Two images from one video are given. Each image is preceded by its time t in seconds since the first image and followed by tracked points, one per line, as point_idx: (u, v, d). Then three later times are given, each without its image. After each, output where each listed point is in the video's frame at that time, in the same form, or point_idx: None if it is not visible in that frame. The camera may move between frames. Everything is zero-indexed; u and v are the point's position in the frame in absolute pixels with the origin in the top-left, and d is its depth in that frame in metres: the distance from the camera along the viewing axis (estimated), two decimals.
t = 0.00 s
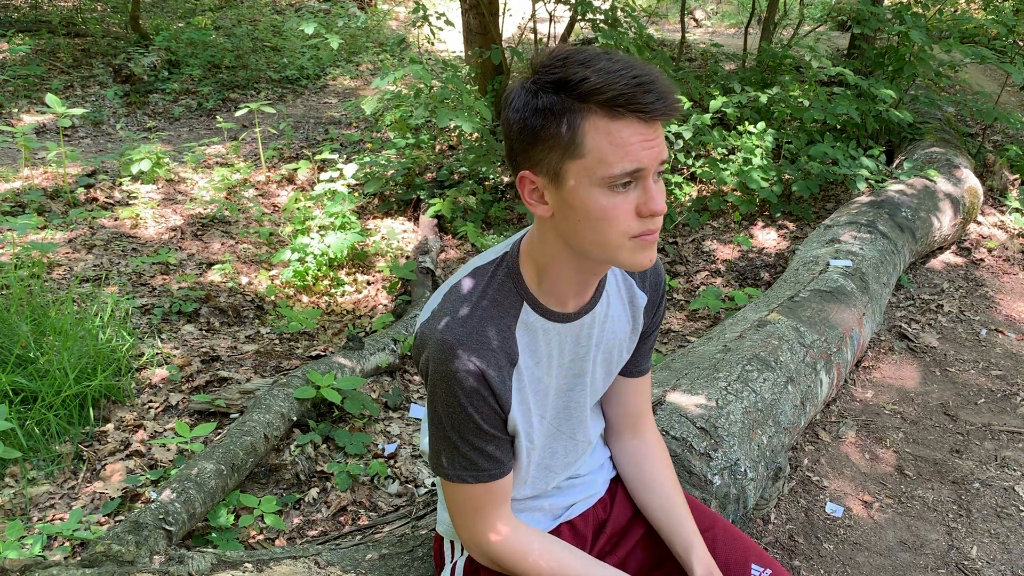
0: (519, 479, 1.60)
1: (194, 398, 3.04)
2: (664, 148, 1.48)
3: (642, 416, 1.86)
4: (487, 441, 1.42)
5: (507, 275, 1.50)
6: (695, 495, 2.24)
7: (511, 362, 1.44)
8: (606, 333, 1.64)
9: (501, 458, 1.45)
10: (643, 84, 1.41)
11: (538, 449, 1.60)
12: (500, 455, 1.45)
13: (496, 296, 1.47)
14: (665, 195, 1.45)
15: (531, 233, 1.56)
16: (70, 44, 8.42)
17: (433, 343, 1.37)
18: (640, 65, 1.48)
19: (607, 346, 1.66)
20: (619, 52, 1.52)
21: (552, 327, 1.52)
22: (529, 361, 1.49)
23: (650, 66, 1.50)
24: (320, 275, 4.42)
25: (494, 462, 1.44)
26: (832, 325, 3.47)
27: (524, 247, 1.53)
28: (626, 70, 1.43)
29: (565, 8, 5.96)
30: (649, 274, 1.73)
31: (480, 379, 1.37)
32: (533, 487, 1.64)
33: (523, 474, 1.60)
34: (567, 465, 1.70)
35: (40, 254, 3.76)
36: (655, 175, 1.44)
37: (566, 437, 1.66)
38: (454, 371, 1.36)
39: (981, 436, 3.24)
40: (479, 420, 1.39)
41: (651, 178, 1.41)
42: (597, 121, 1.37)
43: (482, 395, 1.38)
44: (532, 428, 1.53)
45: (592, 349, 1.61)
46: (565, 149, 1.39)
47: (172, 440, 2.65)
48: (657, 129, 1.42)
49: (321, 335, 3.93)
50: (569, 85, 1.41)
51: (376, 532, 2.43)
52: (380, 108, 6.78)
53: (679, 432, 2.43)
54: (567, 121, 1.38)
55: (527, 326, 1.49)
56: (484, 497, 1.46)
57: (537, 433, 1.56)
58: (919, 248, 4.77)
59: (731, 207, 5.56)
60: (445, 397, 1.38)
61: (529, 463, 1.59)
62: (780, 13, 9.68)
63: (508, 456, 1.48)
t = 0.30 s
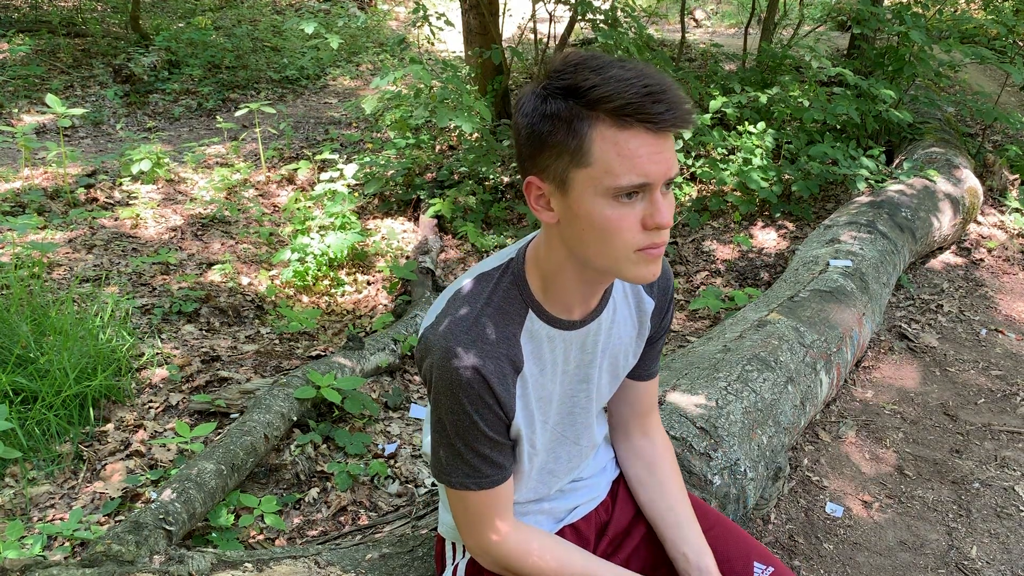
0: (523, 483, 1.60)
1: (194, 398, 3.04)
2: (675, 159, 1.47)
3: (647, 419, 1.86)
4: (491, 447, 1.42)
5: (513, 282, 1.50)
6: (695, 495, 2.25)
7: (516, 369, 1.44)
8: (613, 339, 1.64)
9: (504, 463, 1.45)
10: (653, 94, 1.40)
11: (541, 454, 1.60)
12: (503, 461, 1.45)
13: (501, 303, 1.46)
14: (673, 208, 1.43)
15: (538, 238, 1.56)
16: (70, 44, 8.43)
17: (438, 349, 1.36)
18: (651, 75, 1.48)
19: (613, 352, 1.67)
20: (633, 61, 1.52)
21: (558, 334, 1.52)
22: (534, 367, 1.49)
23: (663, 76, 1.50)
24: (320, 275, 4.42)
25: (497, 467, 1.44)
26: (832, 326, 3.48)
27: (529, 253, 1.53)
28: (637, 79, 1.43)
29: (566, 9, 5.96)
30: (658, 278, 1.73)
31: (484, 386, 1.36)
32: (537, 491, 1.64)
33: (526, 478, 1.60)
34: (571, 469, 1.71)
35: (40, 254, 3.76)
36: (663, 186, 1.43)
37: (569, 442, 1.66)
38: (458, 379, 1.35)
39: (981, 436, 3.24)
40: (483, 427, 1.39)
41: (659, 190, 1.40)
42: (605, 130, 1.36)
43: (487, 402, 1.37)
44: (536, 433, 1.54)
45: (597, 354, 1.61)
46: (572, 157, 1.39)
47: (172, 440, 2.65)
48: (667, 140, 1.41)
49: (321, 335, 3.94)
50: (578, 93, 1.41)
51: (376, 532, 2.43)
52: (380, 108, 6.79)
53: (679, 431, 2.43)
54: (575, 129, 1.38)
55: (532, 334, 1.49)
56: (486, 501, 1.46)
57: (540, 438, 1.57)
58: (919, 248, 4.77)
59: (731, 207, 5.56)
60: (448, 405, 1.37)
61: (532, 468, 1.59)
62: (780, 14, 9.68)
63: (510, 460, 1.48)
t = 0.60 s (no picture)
0: (529, 484, 1.60)
1: (194, 398, 3.04)
2: (680, 168, 1.45)
3: (644, 418, 1.88)
4: (498, 446, 1.42)
5: (520, 283, 1.51)
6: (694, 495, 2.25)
7: (522, 369, 1.44)
8: (616, 342, 1.65)
9: (511, 462, 1.45)
10: (657, 101, 1.39)
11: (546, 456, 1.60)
12: (510, 459, 1.45)
13: (507, 304, 1.46)
14: (675, 217, 1.41)
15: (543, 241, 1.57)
16: (70, 44, 8.43)
17: (443, 348, 1.37)
18: (657, 84, 1.47)
19: (616, 355, 1.67)
20: (640, 68, 1.52)
21: (564, 336, 1.52)
22: (539, 369, 1.49)
23: (670, 84, 1.49)
24: (320, 275, 4.42)
25: (504, 466, 1.44)
26: (832, 325, 3.48)
27: (535, 255, 1.54)
28: (641, 86, 1.42)
29: (565, 9, 5.96)
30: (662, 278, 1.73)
31: (492, 385, 1.36)
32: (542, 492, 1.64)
33: (533, 481, 1.60)
34: (575, 470, 1.71)
35: (40, 255, 3.76)
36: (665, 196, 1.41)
37: (575, 443, 1.67)
38: (465, 378, 1.35)
39: (981, 436, 3.24)
40: (491, 427, 1.39)
41: (660, 198, 1.38)
42: (606, 137, 1.36)
43: (494, 401, 1.38)
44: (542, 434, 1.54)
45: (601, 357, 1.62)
46: (574, 162, 1.39)
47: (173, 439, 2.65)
48: (671, 149, 1.39)
49: (321, 335, 3.94)
50: (581, 98, 1.41)
51: (376, 531, 2.43)
52: (380, 108, 6.79)
53: (679, 431, 2.43)
54: (576, 135, 1.38)
55: (538, 336, 1.49)
56: (492, 499, 1.46)
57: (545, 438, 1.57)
58: (919, 248, 4.77)
59: (730, 207, 5.56)
60: (455, 403, 1.37)
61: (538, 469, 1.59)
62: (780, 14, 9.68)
63: (517, 458, 1.48)
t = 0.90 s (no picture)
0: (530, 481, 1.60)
1: (194, 398, 3.04)
2: (663, 165, 1.41)
3: (641, 418, 1.88)
4: (499, 440, 1.42)
5: (521, 276, 1.51)
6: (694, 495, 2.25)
7: (524, 363, 1.44)
8: (617, 339, 1.65)
9: (514, 457, 1.46)
10: (638, 94, 1.38)
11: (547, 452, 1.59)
12: (513, 454, 1.46)
13: (510, 298, 1.46)
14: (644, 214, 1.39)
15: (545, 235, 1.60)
16: (70, 44, 8.43)
17: (446, 342, 1.36)
18: (645, 78, 1.44)
19: (617, 352, 1.67)
20: (639, 66, 1.51)
21: (565, 332, 1.52)
22: (541, 364, 1.50)
23: (664, 81, 1.47)
24: (320, 275, 4.42)
25: (507, 461, 1.45)
26: (832, 325, 3.48)
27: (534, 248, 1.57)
28: (627, 80, 1.42)
29: (565, 9, 5.96)
30: (662, 277, 1.74)
31: (495, 379, 1.37)
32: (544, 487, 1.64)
33: (534, 477, 1.60)
34: (577, 466, 1.71)
35: (40, 255, 3.76)
36: (636, 191, 1.38)
37: (576, 440, 1.67)
38: (467, 372, 1.35)
39: (981, 436, 3.24)
40: (493, 421, 1.40)
41: (626, 192, 1.37)
42: (578, 125, 1.37)
43: (496, 395, 1.38)
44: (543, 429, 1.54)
45: (600, 355, 1.62)
46: (552, 150, 1.42)
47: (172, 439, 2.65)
48: (645, 142, 1.37)
49: (321, 335, 3.94)
50: (564, 87, 1.43)
51: (376, 531, 2.43)
52: (380, 108, 6.79)
53: (679, 431, 2.43)
54: (555, 122, 1.41)
55: (540, 331, 1.49)
56: (494, 495, 1.46)
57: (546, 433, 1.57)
58: (919, 248, 4.77)
59: (731, 207, 5.55)
60: (458, 396, 1.37)
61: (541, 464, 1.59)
62: (780, 13, 9.67)
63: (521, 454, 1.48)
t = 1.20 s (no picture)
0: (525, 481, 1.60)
1: (194, 398, 3.04)
2: (633, 156, 1.43)
3: (650, 439, 1.85)
4: (487, 440, 1.43)
5: (507, 277, 1.51)
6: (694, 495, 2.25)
7: (510, 364, 1.45)
8: (610, 342, 1.64)
9: (503, 457, 1.46)
10: (601, 88, 1.41)
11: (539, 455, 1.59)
12: (501, 455, 1.46)
13: (501, 296, 1.47)
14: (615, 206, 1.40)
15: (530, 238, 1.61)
16: (70, 44, 8.43)
17: (435, 343, 1.38)
18: (609, 72, 1.46)
19: (612, 354, 1.66)
20: (607, 64, 1.54)
21: (554, 334, 1.51)
22: (529, 366, 1.50)
23: (629, 74, 1.49)
24: (320, 275, 4.42)
25: (496, 461, 1.45)
26: (832, 326, 3.47)
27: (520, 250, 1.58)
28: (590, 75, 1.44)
29: (566, 9, 5.96)
30: (660, 280, 1.72)
31: (479, 380, 1.38)
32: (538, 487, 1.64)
33: (526, 479, 1.60)
34: (570, 468, 1.70)
35: (40, 255, 3.75)
36: (606, 183, 1.40)
37: (569, 442, 1.66)
38: (452, 373, 1.37)
39: (981, 436, 3.24)
40: (479, 421, 1.41)
41: (595, 185, 1.39)
42: (543, 123, 1.39)
43: (480, 395, 1.39)
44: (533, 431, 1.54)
45: (591, 356, 1.61)
46: (523, 151, 1.45)
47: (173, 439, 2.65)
48: (610, 134, 1.38)
49: (321, 335, 3.94)
50: (530, 88, 1.46)
51: (376, 531, 2.43)
52: (380, 107, 6.79)
53: (680, 431, 2.43)
54: (523, 122, 1.44)
55: (528, 333, 1.49)
56: (487, 496, 1.47)
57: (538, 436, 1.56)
58: (919, 248, 4.77)
59: (731, 207, 5.55)
60: (444, 397, 1.39)
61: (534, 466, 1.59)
62: (780, 13, 9.67)
63: (510, 455, 1.49)
